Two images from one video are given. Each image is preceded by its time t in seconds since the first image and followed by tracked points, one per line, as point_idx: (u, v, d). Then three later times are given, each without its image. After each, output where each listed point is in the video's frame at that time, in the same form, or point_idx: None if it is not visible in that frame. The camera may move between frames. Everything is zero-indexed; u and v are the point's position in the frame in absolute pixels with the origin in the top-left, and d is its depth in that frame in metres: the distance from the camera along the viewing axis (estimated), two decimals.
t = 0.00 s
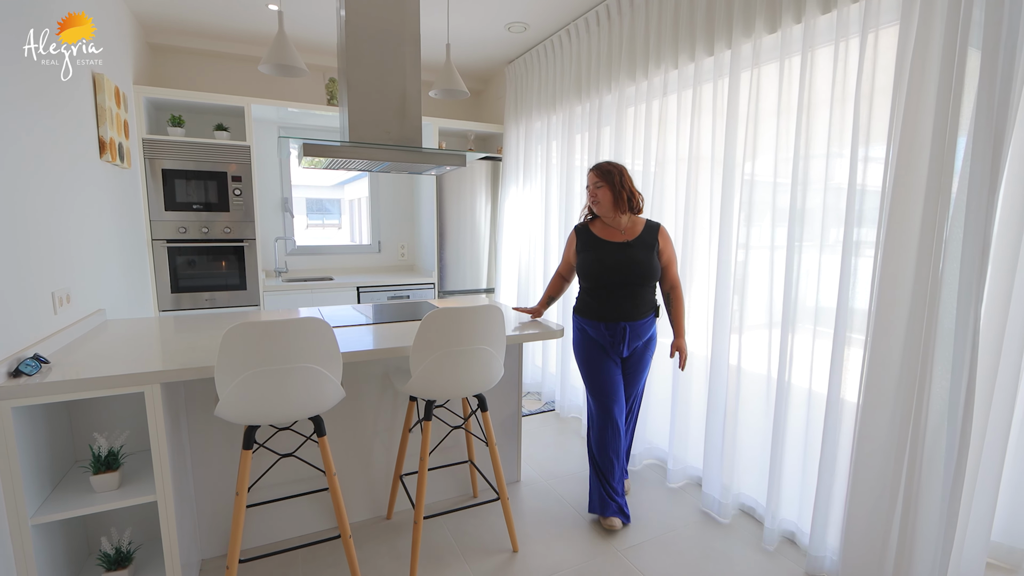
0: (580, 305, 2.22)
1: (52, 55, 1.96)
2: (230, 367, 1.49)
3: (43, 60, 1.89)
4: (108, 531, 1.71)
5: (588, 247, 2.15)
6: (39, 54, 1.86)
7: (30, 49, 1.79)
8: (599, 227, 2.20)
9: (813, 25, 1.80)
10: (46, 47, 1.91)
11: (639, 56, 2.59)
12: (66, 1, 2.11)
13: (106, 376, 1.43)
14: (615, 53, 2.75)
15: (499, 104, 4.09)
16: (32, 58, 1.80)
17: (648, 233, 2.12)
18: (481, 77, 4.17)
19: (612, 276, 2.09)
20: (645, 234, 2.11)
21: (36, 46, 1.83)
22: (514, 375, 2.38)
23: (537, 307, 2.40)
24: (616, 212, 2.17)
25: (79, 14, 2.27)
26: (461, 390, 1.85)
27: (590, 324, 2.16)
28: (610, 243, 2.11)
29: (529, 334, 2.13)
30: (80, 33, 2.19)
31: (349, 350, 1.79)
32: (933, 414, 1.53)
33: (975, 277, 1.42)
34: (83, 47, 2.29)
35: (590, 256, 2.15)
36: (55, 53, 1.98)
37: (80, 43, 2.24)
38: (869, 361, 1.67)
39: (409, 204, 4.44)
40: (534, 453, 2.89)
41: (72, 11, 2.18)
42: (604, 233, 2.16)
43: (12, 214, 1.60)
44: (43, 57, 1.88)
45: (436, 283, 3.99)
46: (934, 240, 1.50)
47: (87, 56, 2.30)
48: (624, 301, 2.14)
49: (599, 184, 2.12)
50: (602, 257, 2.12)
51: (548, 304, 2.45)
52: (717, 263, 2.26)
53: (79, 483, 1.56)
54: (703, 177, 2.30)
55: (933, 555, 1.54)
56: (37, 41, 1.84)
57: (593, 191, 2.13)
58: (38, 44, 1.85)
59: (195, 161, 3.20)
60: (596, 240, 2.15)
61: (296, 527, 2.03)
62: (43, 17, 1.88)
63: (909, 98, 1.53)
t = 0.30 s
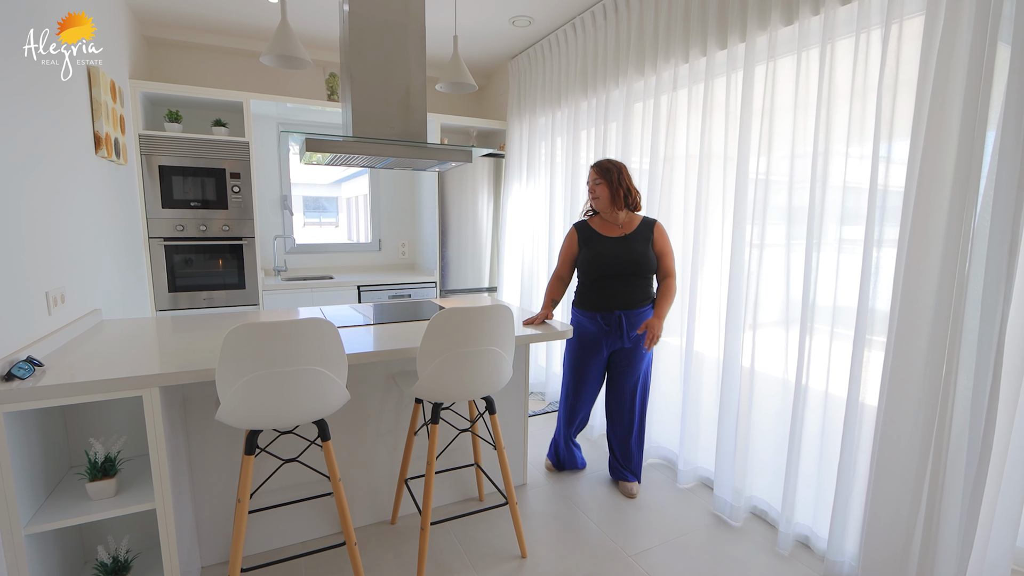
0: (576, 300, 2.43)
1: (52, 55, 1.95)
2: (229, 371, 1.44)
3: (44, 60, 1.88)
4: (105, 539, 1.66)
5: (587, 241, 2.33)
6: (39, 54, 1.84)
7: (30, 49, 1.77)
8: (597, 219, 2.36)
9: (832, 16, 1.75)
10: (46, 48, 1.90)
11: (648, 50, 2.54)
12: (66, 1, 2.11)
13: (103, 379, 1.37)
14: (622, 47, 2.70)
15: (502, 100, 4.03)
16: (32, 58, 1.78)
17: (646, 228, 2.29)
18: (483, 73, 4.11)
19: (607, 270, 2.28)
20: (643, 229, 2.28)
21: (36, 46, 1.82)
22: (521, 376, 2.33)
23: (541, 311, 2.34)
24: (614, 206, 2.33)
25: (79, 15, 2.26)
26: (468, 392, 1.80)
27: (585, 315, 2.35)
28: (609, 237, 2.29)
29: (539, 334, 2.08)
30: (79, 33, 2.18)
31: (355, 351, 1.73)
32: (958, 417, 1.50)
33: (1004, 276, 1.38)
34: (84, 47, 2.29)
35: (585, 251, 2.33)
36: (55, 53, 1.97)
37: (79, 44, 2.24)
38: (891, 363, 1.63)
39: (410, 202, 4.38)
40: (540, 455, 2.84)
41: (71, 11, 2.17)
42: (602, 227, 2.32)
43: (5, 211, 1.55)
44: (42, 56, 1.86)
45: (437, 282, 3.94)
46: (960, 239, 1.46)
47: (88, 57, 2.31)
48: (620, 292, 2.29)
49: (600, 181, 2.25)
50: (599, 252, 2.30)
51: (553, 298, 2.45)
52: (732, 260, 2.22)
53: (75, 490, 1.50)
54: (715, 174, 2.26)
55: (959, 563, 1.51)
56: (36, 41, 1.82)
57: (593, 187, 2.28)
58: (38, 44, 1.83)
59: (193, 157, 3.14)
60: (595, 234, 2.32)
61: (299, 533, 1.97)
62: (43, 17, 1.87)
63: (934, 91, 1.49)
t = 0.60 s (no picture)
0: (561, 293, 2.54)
1: (52, 55, 1.94)
2: (230, 376, 1.38)
3: (44, 60, 1.87)
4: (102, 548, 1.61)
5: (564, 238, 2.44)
6: (40, 54, 1.84)
7: (31, 49, 1.77)
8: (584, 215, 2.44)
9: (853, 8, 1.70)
10: (44, 47, 1.89)
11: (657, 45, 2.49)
12: (66, 1, 2.08)
13: (99, 384, 1.31)
14: (630, 41, 2.65)
15: (506, 97, 3.97)
16: (32, 58, 1.77)
17: (621, 229, 2.30)
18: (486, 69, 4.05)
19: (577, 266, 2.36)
20: (618, 229, 2.30)
21: (35, 46, 1.81)
22: (528, 378, 2.28)
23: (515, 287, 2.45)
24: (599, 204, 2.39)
25: (79, 15, 2.22)
26: (476, 395, 1.74)
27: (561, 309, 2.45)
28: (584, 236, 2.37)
29: (549, 334, 2.02)
30: (80, 33, 2.16)
31: (362, 353, 1.68)
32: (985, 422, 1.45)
33: None
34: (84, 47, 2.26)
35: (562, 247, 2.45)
36: (56, 53, 1.96)
37: (80, 44, 2.22)
38: (913, 368, 1.61)
39: (412, 200, 4.32)
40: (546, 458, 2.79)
41: (71, 10, 2.14)
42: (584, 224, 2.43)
43: None
44: (42, 56, 1.85)
45: (440, 282, 3.88)
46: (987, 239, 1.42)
47: (88, 56, 2.28)
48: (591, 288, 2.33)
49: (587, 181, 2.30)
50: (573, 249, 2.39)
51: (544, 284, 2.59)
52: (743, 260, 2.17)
53: (71, 499, 1.45)
54: (727, 171, 2.21)
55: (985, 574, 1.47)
56: (36, 42, 1.82)
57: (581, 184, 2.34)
58: (39, 44, 1.83)
59: (192, 154, 3.08)
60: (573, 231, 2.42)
61: (301, 540, 1.92)
62: (43, 18, 1.86)
63: (960, 84, 1.44)
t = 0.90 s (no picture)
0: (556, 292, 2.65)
1: (52, 55, 1.90)
2: (231, 380, 1.32)
3: (44, 60, 1.84)
4: (99, 559, 1.55)
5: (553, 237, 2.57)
6: (39, 54, 1.80)
7: (30, 49, 1.73)
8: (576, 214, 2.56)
9: None
10: (46, 47, 1.86)
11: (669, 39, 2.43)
12: None
13: (95, 390, 1.25)
14: (640, 35, 2.59)
15: (510, 93, 3.91)
16: (32, 58, 1.74)
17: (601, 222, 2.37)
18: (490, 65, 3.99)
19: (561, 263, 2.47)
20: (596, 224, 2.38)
21: (36, 47, 1.78)
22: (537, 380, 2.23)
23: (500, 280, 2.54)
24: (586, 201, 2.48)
25: (79, 15, 2.18)
26: (487, 399, 1.68)
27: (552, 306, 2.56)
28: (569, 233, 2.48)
29: (562, 334, 1.94)
30: (80, 33, 2.12)
31: (369, 356, 1.62)
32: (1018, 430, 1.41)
33: None
34: (84, 47, 2.21)
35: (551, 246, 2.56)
36: (55, 53, 1.93)
37: (80, 45, 2.17)
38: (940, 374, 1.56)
39: (414, 198, 4.27)
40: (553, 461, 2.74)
41: (71, 10, 2.10)
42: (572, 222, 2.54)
43: None
44: (43, 57, 1.83)
45: (444, 281, 3.83)
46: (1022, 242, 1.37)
47: (88, 55, 2.24)
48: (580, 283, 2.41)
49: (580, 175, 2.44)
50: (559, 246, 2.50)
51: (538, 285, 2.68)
52: (760, 259, 2.11)
53: (66, 509, 1.39)
54: (742, 168, 2.15)
55: None
56: (37, 42, 1.78)
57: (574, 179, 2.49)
58: (38, 44, 1.79)
59: (191, 151, 3.02)
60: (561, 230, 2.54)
61: (306, 548, 1.87)
62: (43, 17, 1.83)
63: (994, 78, 1.38)
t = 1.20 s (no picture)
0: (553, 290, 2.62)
1: (52, 55, 1.86)
2: (235, 386, 1.26)
3: (44, 60, 1.80)
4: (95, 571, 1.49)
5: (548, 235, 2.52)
6: (39, 54, 1.77)
7: (30, 49, 1.70)
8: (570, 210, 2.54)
9: None
10: (46, 47, 1.82)
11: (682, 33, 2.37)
12: None
13: (90, 396, 1.19)
14: (651, 30, 2.52)
15: (515, 90, 3.85)
16: (32, 58, 1.71)
17: (600, 219, 2.36)
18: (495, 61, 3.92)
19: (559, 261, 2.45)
20: (597, 222, 2.36)
21: (36, 47, 1.75)
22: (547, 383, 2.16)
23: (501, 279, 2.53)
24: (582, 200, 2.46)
25: (79, 15, 2.14)
26: (499, 404, 1.62)
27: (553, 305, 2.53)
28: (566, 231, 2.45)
29: (575, 335, 1.88)
30: (80, 34, 2.08)
31: (377, 359, 1.56)
32: None
33: None
34: (84, 46, 2.18)
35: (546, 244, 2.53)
36: (55, 53, 1.89)
37: (79, 46, 2.12)
38: (971, 379, 1.51)
39: (417, 196, 4.20)
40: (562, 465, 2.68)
41: (71, 10, 2.06)
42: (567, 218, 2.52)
43: None
44: (42, 57, 1.79)
45: (448, 281, 3.77)
46: None
47: (88, 56, 2.19)
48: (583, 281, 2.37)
49: (581, 172, 2.40)
50: (556, 244, 2.47)
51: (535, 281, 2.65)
52: (777, 259, 2.05)
53: (61, 521, 1.33)
54: (760, 165, 2.10)
55: None
56: (36, 42, 1.75)
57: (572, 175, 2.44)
58: (38, 44, 1.76)
59: (191, 148, 2.95)
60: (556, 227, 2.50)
61: (310, 558, 1.80)
62: (42, 16, 1.79)
63: None
